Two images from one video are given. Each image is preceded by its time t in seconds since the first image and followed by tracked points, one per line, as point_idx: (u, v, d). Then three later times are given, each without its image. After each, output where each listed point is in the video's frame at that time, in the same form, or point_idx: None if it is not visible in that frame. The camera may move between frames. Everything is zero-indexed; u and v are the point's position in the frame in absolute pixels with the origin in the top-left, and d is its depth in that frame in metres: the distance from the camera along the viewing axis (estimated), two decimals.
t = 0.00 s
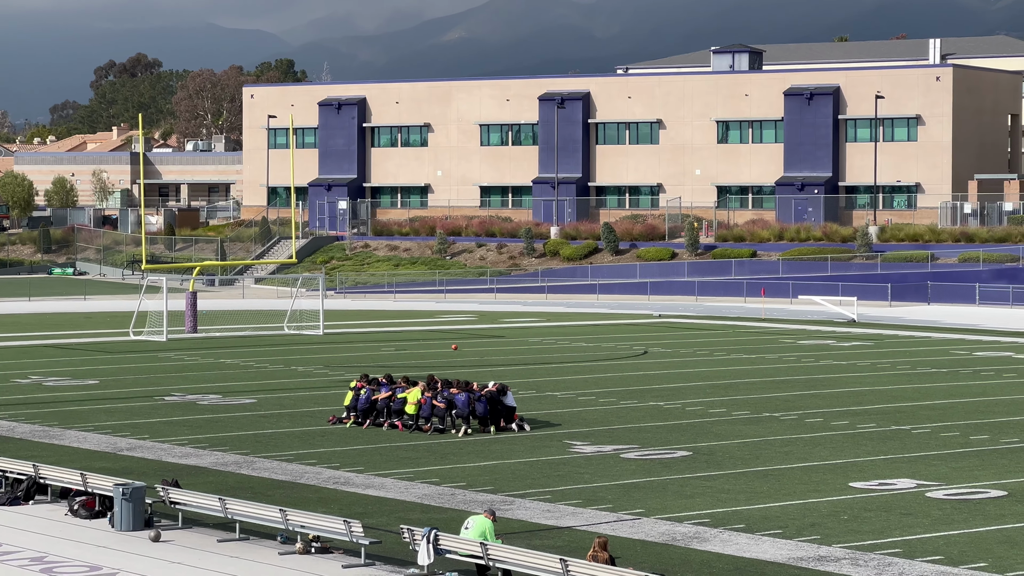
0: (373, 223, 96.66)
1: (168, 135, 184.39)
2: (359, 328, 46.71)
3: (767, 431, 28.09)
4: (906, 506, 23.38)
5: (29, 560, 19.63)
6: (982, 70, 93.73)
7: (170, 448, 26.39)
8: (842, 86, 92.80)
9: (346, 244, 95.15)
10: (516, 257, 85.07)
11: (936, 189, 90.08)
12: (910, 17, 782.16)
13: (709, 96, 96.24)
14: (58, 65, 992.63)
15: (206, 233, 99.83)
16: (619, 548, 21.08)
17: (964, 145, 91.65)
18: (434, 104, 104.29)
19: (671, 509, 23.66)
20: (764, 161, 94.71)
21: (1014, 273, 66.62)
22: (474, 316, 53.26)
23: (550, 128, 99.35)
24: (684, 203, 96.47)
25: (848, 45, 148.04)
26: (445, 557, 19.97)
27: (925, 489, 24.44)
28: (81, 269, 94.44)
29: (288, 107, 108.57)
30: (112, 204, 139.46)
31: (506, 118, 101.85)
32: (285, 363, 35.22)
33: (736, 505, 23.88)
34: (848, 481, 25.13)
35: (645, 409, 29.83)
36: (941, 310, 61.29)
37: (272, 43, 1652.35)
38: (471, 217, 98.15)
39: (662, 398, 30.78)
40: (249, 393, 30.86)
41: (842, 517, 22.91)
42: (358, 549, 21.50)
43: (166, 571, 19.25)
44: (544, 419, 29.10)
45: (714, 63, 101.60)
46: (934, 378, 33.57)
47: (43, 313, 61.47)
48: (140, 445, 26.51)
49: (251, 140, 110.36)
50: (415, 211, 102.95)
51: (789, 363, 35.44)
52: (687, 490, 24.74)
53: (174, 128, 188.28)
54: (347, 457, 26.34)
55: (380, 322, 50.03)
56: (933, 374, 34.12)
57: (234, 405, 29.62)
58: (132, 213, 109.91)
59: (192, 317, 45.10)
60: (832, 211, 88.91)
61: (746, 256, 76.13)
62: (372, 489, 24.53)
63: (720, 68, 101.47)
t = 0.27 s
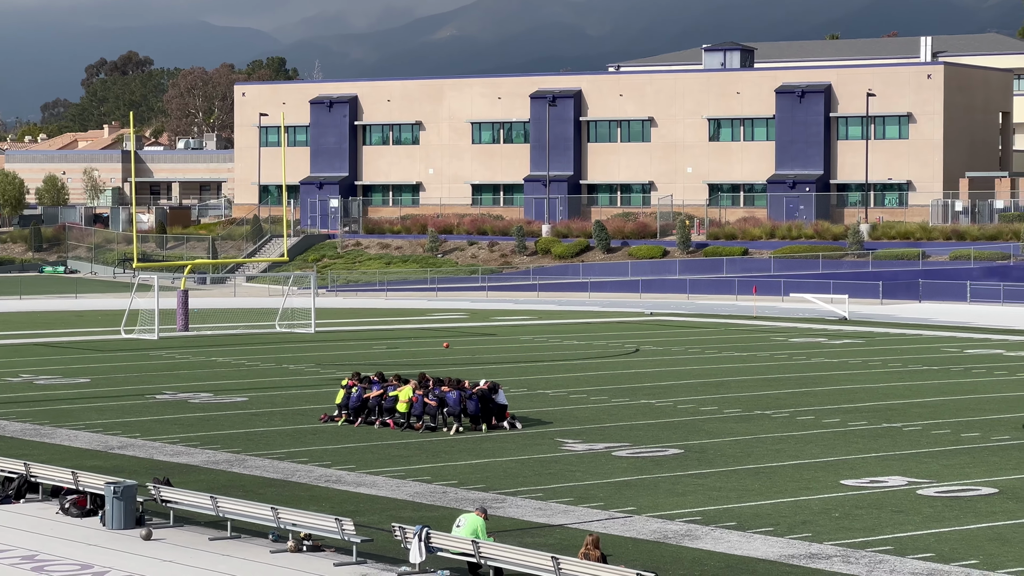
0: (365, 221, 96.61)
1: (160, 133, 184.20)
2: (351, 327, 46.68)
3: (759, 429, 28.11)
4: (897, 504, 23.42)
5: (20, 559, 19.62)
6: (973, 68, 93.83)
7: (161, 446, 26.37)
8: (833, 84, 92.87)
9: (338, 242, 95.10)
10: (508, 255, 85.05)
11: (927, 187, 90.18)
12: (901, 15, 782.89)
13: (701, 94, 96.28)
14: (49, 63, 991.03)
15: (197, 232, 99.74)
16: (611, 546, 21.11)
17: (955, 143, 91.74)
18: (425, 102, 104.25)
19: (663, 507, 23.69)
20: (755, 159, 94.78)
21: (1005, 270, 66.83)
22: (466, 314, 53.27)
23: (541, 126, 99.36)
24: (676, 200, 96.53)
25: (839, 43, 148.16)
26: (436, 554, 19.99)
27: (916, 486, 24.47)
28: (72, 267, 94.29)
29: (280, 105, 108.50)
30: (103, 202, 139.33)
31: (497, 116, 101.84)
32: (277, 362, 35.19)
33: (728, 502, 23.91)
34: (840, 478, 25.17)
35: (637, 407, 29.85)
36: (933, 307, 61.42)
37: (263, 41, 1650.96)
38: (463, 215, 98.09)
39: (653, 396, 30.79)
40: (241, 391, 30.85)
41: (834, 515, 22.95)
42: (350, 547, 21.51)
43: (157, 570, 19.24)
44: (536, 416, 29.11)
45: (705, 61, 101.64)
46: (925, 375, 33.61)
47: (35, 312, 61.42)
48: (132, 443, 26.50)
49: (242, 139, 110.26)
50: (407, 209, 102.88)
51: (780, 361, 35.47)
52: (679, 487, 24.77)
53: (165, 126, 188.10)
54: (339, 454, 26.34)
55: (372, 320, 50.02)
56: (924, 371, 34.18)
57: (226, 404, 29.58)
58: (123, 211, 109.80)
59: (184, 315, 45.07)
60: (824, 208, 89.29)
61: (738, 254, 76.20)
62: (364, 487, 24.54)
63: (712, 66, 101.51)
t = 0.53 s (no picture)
0: (355, 219, 96.57)
1: (150, 131, 183.86)
2: (342, 324, 46.63)
3: (749, 426, 28.12)
4: (887, 501, 23.46)
5: (10, 557, 19.61)
6: (963, 66, 93.92)
7: (152, 445, 26.35)
8: (824, 82, 92.92)
9: (328, 240, 95.03)
10: (498, 253, 85.03)
11: (917, 185, 90.27)
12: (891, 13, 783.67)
13: (691, 91, 96.31)
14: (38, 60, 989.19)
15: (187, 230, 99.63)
16: (601, 544, 21.13)
17: (945, 141, 91.83)
18: (416, 100, 104.19)
19: (654, 504, 23.73)
20: (745, 157, 94.86)
21: (995, 267, 66.83)
22: (457, 312, 53.24)
23: (531, 124, 99.37)
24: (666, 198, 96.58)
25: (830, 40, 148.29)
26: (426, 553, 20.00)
27: (906, 483, 24.52)
28: (62, 266, 94.15)
29: (270, 103, 108.38)
30: (93, 200, 139.03)
31: (488, 114, 101.80)
32: (268, 360, 35.14)
33: (717, 500, 23.96)
34: (830, 475, 25.22)
35: (628, 404, 29.86)
36: (922, 305, 61.47)
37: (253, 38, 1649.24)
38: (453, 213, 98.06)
39: (644, 394, 30.78)
40: (232, 389, 30.81)
41: (824, 512, 22.99)
42: (341, 545, 21.54)
43: (147, 568, 19.24)
44: (527, 414, 29.10)
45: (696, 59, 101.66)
46: (916, 373, 33.63)
47: (25, 310, 61.35)
48: (122, 441, 26.47)
49: (233, 136, 110.14)
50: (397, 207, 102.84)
51: (771, 358, 35.49)
52: (669, 485, 24.81)
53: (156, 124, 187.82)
54: (330, 453, 26.33)
55: (362, 318, 49.98)
56: (915, 369, 34.21)
57: (217, 402, 29.52)
58: (113, 210, 109.64)
59: (174, 314, 45.01)
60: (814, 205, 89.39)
61: (728, 252, 76.19)
62: (354, 485, 24.55)
63: (702, 64, 101.53)
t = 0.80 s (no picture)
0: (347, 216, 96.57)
1: (141, 128, 183.57)
2: (334, 321, 46.61)
3: (740, 423, 28.13)
4: (879, 497, 23.50)
5: None
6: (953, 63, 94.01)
7: (142, 441, 26.33)
8: (815, 78, 93.00)
9: (319, 236, 94.99)
10: (490, 249, 84.96)
11: (908, 181, 90.34)
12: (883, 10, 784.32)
13: (682, 88, 96.31)
14: (29, 57, 987.46)
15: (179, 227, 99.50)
16: (593, 540, 21.17)
17: (936, 137, 91.90)
18: (407, 97, 104.13)
19: (645, 501, 23.77)
20: (736, 153, 94.92)
21: (986, 263, 66.93)
22: (448, 308, 53.20)
23: (523, 121, 99.37)
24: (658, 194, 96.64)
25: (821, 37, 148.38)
26: (418, 550, 19.99)
27: (897, 479, 24.56)
28: (52, 262, 93.99)
29: (262, 99, 108.25)
30: (84, 196, 138.79)
31: (479, 110, 101.75)
32: (259, 356, 35.09)
33: (708, 497, 24.02)
34: (822, 472, 25.26)
35: (620, 401, 29.85)
36: (914, 301, 61.53)
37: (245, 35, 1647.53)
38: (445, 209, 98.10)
39: (636, 390, 30.77)
40: (223, 386, 30.74)
41: (815, 508, 23.04)
42: (332, 542, 21.58)
43: (139, 565, 19.20)
44: (519, 411, 29.06)
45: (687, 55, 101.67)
46: (907, 369, 33.68)
47: (17, 306, 61.19)
48: (113, 438, 26.42)
49: (224, 133, 110.02)
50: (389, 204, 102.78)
51: (763, 355, 35.51)
52: (659, 481, 24.86)
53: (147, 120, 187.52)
54: (322, 449, 26.32)
55: (354, 314, 49.92)
56: (906, 365, 34.24)
57: (208, 398, 29.45)
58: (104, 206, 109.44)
59: (165, 310, 44.91)
60: (807, 202, 89.16)
61: (720, 248, 76.22)
62: (346, 482, 24.60)
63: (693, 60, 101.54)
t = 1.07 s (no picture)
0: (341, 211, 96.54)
1: (136, 124, 183.39)
2: (328, 316, 46.60)
3: (735, 417, 28.13)
4: (873, 492, 23.53)
5: None
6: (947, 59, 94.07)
7: (137, 436, 26.31)
8: (810, 73, 93.11)
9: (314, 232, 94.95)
10: (484, 245, 84.91)
11: (902, 176, 90.37)
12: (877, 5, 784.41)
13: (677, 83, 96.31)
14: (23, 51, 986.07)
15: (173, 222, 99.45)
16: (588, 535, 21.18)
17: (930, 132, 91.92)
18: (401, 92, 104.07)
19: (639, 496, 23.82)
20: (731, 148, 94.95)
21: (980, 259, 66.96)
22: (443, 303, 53.20)
23: (517, 116, 99.40)
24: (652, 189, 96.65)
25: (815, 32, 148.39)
26: (412, 545, 20.00)
27: (892, 474, 24.58)
28: (47, 258, 93.90)
29: (256, 95, 108.18)
30: (78, 191, 138.67)
31: (474, 106, 101.73)
32: (254, 352, 35.05)
33: (703, 492, 24.05)
34: (816, 467, 25.30)
35: (614, 396, 29.86)
36: (908, 296, 61.55)
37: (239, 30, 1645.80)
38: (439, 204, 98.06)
39: (630, 385, 30.78)
40: (217, 381, 30.71)
41: (810, 503, 23.07)
42: (327, 537, 21.60)
43: (133, 560, 19.18)
44: (513, 406, 29.04)
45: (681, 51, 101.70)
46: (901, 364, 33.71)
47: (11, 302, 61.15)
48: (108, 434, 26.40)
49: (218, 128, 109.93)
50: (383, 199, 102.73)
51: (757, 350, 35.53)
52: (654, 477, 24.89)
53: (141, 116, 187.35)
54: (316, 444, 26.32)
55: (348, 310, 49.90)
56: (901, 360, 34.27)
57: (202, 393, 29.42)
58: (98, 201, 109.34)
59: (160, 305, 44.86)
60: (800, 197, 88.83)
61: (715, 243, 76.26)
62: (341, 478, 24.61)
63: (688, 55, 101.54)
